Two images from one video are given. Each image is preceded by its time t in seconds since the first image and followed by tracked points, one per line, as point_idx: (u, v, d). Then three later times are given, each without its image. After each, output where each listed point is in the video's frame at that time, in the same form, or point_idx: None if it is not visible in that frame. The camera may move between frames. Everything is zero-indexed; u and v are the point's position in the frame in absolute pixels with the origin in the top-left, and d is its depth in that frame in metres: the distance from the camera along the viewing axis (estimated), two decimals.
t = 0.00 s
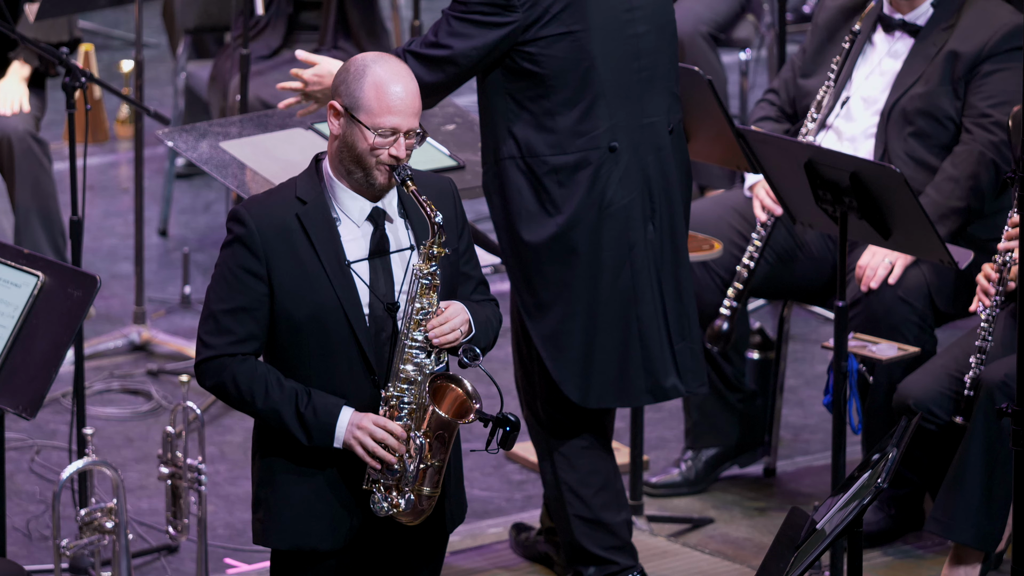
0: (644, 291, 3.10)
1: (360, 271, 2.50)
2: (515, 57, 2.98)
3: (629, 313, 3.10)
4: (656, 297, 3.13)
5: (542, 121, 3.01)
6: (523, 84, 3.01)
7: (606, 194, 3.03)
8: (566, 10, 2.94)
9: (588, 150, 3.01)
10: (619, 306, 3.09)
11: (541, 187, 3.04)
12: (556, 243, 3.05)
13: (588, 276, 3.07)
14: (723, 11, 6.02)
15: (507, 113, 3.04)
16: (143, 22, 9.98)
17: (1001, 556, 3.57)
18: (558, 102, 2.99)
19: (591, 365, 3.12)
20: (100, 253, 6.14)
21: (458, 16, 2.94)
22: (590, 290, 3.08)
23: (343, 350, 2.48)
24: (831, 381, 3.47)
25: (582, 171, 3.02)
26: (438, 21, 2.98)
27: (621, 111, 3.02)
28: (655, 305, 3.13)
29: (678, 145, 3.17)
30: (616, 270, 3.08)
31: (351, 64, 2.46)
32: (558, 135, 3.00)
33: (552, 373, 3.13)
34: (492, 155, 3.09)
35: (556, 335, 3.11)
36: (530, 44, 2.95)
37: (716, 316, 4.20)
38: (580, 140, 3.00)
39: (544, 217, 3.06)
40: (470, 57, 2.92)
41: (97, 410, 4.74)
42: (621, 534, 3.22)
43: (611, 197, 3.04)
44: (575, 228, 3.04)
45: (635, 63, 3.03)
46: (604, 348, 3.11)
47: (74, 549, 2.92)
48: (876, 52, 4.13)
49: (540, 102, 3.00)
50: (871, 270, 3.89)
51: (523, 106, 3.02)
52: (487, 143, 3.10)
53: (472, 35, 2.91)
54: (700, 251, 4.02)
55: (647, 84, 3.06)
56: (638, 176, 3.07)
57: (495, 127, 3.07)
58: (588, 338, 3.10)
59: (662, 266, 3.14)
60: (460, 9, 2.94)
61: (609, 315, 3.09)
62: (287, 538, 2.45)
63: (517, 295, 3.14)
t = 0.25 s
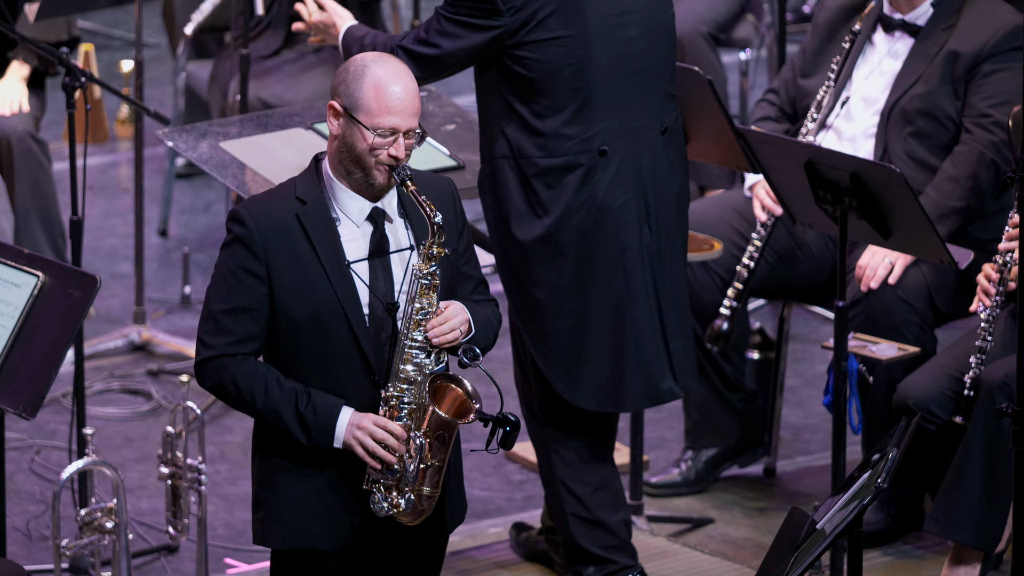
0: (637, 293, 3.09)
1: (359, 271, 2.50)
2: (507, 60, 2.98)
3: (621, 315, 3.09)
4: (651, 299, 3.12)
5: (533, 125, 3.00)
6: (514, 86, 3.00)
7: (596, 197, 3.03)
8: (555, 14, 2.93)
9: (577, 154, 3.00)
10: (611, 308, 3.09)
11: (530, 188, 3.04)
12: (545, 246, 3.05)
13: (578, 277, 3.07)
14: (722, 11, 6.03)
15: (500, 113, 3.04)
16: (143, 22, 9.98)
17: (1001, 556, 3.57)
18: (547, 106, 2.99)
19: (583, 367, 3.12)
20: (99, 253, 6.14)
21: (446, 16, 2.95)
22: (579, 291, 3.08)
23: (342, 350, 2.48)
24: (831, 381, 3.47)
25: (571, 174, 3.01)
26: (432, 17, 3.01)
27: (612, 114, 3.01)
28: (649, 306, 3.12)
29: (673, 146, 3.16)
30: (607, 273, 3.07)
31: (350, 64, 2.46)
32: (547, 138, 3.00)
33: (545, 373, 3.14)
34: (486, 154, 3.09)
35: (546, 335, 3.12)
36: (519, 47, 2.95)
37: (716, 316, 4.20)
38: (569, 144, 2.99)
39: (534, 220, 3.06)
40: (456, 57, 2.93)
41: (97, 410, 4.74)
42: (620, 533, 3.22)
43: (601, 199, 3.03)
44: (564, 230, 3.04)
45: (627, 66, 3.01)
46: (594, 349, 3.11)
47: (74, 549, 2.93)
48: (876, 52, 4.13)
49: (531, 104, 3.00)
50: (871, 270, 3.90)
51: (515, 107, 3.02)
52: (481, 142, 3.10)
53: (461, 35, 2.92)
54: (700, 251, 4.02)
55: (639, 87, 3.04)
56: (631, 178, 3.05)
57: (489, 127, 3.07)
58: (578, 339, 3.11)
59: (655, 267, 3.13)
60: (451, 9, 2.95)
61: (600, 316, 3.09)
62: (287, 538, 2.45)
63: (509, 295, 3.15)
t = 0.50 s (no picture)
0: (632, 293, 3.09)
1: (359, 271, 2.50)
2: (502, 61, 2.97)
3: (616, 315, 3.09)
4: (646, 298, 3.12)
5: (528, 125, 3.00)
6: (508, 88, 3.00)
7: (591, 197, 3.03)
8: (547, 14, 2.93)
9: (571, 155, 3.00)
10: (607, 308, 3.09)
11: (525, 188, 3.04)
12: (541, 246, 3.05)
13: (573, 278, 3.07)
14: (722, 10, 6.03)
15: (497, 114, 3.04)
16: (143, 22, 9.98)
17: (1001, 556, 3.57)
18: (541, 107, 2.98)
19: (580, 366, 3.13)
20: (99, 253, 6.14)
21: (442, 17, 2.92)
22: (574, 292, 3.08)
23: (342, 350, 2.48)
24: (831, 381, 3.47)
25: (566, 175, 3.01)
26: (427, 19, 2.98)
27: (606, 114, 3.01)
28: (645, 306, 3.12)
29: (669, 145, 3.15)
30: (603, 272, 3.07)
31: (350, 64, 2.46)
32: (541, 139, 2.99)
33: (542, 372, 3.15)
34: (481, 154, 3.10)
35: (542, 334, 3.12)
36: (514, 48, 2.95)
37: (716, 316, 4.20)
38: (563, 144, 2.99)
39: (530, 220, 3.06)
40: (452, 59, 2.92)
41: (97, 410, 4.74)
42: (620, 533, 3.22)
43: (595, 199, 3.03)
44: (559, 231, 3.03)
45: (621, 67, 3.01)
46: (591, 349, 3.11)
47: (74, 549, 2.92)
48: (876, 52, 4.13)
49: (525, 105, 2.99)
50: (871, 270, 3.90)
51: (509, 109, 3.01)
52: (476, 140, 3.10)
53: (455, 36, 2.91)
54: (699, 251, 4.02)
55: (634, 88, 3.04)
56: (626, 178, 3.05)
57: (485, 126, 3.07)
58: (574, 339, 3.11)
59: (650, 267, 3.13)
60: (444, 10, 2.93)
61: (595, 317, 3.09)
62: (287, 538, 2.45)
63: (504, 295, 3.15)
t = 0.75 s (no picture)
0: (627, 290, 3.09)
1: (359, 271, 2.50)
2: (498, 54, 2.98)
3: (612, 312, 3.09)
4: (641, 296, 3.12)
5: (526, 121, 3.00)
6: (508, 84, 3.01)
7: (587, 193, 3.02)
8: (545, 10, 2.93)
9: (568, 151, 3.00)
10: (602, 305, 3.09)
11: (523, 184, 3.04)
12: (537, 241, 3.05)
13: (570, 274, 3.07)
14: (722, 10, 6.03)
15: (496, 113, 3.04)
16: (143, 22, 9.98)
17: (1001, 556, 3.56)
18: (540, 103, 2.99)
19: (575, 363, 3.12)
20: (99, 253, 6.14)
21: None
22: (570, 288, 3.08)
23: (342, 350, 2.48)
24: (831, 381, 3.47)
25: (563, 171, 3.01)
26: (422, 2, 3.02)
27: (605, 111, 3.01)
28: (640, 305, 3.12)
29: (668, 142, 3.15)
30: (599, 269, 3.07)
31: (350, 64, 2.46)
32: (538, 134, 3.00)
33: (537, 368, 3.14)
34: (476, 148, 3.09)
35: (539, 331, 3.11)
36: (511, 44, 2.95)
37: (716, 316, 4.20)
38: (560, 141, 2.99)
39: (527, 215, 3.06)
40: (441, 42, 2.96)
41: (97, 410, 4.74)
42: (621, 533, 3.22)
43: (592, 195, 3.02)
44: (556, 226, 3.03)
45: (619, 64, 3.00)
46: (588, 347, 3.11)
47: (74, 549, 2.92)
48: (876, 52, 4.13)
49: (524, 99, 3.00)
50: (871, 270, 3.90)
51: (504, 99, 3.02)
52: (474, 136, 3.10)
53: (447, 21, 2.94)
54: (699, 252, 4.02)
55: (632, 85, 3.04)
56: (623, 175, 3.05)
57: (481, 122, 3.07)
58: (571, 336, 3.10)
59: (647, 266, 3.13)
60: None
61: (592, 314, 3.09)
62: (287, 538, 2.45)
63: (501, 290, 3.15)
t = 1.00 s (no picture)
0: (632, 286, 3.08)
1: (359, 271, 2.50)
2: (495, 52, 2.98)
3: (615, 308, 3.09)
4: (645, 293, 3.12)
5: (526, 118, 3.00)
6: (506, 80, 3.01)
7: (590, 189, 3.02)
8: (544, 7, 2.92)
9: (571, 147, 3.00)
10: (607, 301, 3.08)
11: (525, 181, 3.04)
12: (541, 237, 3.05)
13: (572, 269, 3.07)
14: (723, 11, 6.04)
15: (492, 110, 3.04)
16: (144, 22, 9.99)
17: (1001, 556, 3.56)
18: (541, 100, 2.99)
19: (582, 360, 3.12)
20: (100, 253, 6.14)
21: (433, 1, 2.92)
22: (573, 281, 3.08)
23: (341, 351, 2.48)
24: (831, 380, 3.47)
25: (565, 167, 3.01)
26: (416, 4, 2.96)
27: (605, 107, 3.01)
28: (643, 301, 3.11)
29: (668, 138, 3.15)
30: (602, 265, 3.07)
31: (350, 64, 2.46)
32: (540, 131, 3.00)
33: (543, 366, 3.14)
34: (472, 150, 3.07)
35: (541, 327, 3.12)
36: (511, 42, 2.95)
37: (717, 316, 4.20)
38: (562, 137, 2.99)
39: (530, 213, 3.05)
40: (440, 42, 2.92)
41: (97, 410, 4.74)
42: (621, 533, 3.22)
43: (594, 191, 3.02)
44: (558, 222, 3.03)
45: (619, 60, 3.00)
46: (590, 342, 3.11)
47: (74, 549, 2.92)
48: (876, 52, 4.13)
49: (522, 96, 3.00)
50: (871, 270, 3.90)
51: (500, 97, 3.02)
52: (470, 136, 3.08)
53: (444, 20, 2.90)
54: (699, 252, 4.02)
55: (632, 80, 3.04)
56: (625, 171, 3.05)
57: (477, 121, 3.06)
58: (573, 331, 3.11)
59: (649, 262, 3.12)
60: None
61: (597, 309, 3.09)
62: (287, 538, 2.45)
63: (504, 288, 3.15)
